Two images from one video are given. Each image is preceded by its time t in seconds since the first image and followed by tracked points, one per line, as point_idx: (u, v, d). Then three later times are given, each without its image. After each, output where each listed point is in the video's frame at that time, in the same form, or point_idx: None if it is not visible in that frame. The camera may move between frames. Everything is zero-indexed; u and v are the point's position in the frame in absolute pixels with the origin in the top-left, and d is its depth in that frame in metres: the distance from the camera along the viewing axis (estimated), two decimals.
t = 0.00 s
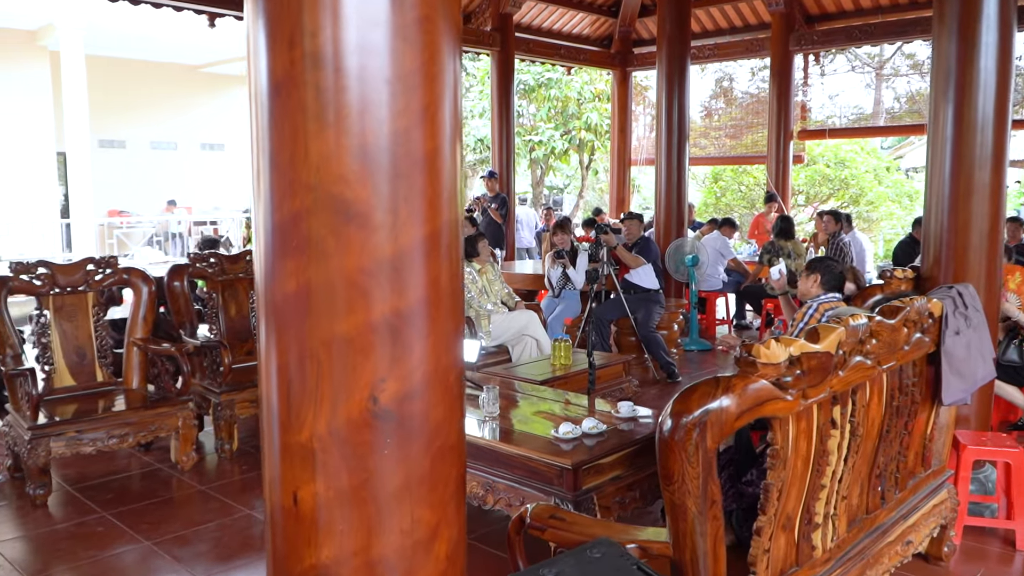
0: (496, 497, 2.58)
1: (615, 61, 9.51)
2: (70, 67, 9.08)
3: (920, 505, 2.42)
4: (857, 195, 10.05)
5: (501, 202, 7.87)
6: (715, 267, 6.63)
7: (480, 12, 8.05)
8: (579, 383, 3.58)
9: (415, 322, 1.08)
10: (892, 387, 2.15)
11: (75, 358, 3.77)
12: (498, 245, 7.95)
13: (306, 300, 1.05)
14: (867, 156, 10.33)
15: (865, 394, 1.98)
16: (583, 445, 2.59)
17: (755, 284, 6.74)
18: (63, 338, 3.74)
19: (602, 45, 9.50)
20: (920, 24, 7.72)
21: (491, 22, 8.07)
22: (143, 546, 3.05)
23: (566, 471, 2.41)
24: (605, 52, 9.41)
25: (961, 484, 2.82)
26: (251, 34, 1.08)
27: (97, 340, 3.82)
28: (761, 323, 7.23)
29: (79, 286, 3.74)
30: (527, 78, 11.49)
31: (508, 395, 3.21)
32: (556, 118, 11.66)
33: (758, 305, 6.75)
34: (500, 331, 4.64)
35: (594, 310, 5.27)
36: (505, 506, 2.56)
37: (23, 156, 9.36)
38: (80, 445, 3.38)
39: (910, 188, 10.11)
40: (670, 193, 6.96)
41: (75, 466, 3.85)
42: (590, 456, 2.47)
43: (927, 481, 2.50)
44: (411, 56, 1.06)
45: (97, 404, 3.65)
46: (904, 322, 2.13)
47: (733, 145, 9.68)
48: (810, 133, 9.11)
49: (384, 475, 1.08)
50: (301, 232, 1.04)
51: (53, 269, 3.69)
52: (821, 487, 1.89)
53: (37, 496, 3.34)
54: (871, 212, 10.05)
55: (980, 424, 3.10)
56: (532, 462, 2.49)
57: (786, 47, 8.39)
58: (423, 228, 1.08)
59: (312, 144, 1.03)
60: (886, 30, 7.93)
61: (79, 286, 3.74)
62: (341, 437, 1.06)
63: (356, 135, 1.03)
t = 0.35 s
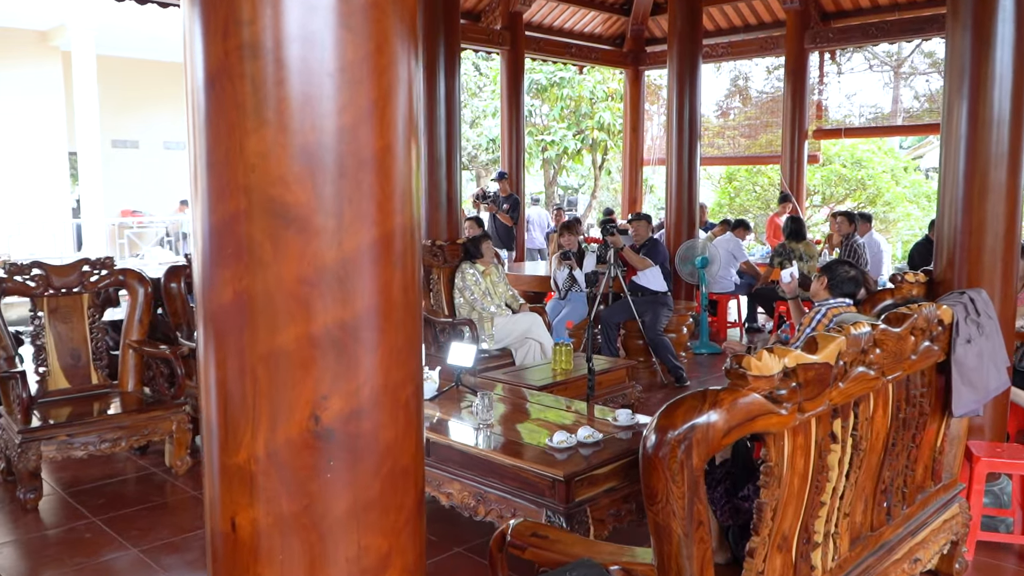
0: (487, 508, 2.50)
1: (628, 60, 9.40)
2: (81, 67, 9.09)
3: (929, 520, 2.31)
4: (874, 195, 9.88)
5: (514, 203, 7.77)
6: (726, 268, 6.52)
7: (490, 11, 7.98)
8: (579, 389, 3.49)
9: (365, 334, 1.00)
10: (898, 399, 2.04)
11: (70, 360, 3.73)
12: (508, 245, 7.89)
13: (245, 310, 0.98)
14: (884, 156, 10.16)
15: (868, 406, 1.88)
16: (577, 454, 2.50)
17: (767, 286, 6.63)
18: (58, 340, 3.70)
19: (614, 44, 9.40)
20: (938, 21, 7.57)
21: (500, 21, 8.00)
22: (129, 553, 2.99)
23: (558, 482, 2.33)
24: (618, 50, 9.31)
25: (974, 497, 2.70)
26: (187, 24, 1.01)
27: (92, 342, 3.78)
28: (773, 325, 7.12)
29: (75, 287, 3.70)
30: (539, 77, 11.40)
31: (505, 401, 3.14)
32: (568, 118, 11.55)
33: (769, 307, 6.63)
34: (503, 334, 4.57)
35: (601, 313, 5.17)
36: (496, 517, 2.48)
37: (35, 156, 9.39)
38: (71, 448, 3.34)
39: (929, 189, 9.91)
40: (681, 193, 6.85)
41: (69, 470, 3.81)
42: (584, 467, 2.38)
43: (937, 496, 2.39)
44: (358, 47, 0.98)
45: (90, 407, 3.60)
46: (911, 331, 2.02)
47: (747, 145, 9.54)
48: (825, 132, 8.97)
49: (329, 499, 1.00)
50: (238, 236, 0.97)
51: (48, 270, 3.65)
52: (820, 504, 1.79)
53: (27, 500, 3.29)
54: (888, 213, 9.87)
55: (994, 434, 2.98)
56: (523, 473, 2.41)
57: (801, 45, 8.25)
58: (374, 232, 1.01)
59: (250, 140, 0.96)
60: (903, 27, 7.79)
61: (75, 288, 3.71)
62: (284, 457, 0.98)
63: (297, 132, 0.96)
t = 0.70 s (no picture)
0: (477, 525, 2.39)
1: (642, 59, 9.27)
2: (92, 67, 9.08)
3: (943, 545, 2.17)
4: (894, 196, 9.67)
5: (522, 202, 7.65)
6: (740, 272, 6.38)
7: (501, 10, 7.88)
8: (580, 398, 3.38)
9: (298, 358, 0.90)
10: (908, 417, 1.91)
11: (63, 366, 3.67)
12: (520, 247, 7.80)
13: (160, 333, 0.87)
14: (905, 155, 9.95)
15: (873, 426, 1.76)
16: (572, 469, 2.39)
17: (782, 289, 6.48)
18: (51, 345, 3.64)
19: (629, 43, 9.26)
20: (960, 18, 7.37)
21: (511, 19, 7.89)
22: (112, 566, 2.90)
23: (549, 501, 2.21)
24: (631, 49, 9.18)
25: (992, 517, 2.56)
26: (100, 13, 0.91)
27: (85, 347, 3.72)
28: (789, 329, 6.96)
29: (68, 291, 3.64)
30: (553, 76, 11.29)
31: (502, 411, 3.03)
32: (582, 117, 11.42)
33: (785, 311, 6.49)
34: (507, 339, 4.47)
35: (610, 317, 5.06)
36: (487, 535, 2.37)
37: (46, 156, 9.39)
38: (60, 456, 3.27)
39: (951, 189, 9.69)
40: (694, 194, 6.70)
41: (62, 478, 3.74)
42: (577, 484, 2.27)
43: (952, 517, 2.25)
44: (288, 38, 0.88)
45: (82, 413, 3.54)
46: (923, 346, 1.90)
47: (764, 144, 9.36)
48: (843, 131, 8.77)
49: (258, 542, 0.90)
50: (152, 250, 0.87)
51: (40, 274, 3.60)
52: (822, 532, 1.67)
53: (16, 509, 3.22)
54: (908, 215, 9.67)
55: (1016, 449, 2.83)
56: (514, 489, 2.30)
57: (818, 42, 8.06)
58: (308, 244, 0.91)
59: (164, 144, 0.85)
60: (924, 24, 7.60)
61: (67, 292, 3.65)
62: (203, 496, 0.88)
63: (219, 134, 0.86)
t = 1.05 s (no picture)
0: (468, 542, 2.30)
1: (659, 58, 9.15)
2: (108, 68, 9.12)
3: (960, 571, 2.03)
4: (918, 196, 9.46)
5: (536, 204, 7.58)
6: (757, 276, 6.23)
7: (515, 8, 7.79)
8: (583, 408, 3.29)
9: (216, 384, 0.81)
10: (921, 437, 1.79)
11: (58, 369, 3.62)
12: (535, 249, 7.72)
13: (57, 356, 0.78)
14: (929, 155, 9.72)
15: (882, 449, 1.63)
16: (567, 485, 2.28)
17: (801, 293, 6.32)
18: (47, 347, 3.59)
19: (646, 42, 9.13)
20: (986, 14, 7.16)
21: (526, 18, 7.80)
22: None
23: (540, 519, 2.11)
24: (649, 48, 9.05)
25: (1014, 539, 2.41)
26: None
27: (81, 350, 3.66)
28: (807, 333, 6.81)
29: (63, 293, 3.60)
30: (570, 75, 11.19)
31: (500, 421, 2.92)
32: (600, 117, 11.29)
33: (803, 316, 6.32)
34: (514, 345, 4.39)
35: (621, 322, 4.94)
36: (477, 552, 2.27)
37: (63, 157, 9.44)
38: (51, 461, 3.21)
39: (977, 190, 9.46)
40: (710, 195, 6.56)
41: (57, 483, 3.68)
42: (571, 502, 2.16)
43: (970, 541, 2.11)
44: (202, 28, 0.79)
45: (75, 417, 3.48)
46: (937, 361, 1.77)
47: (785, 144, 9.17)
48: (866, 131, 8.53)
49: None
50: (48, 264, 0.77)
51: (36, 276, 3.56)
52: (824, 563, 1.55)
53: (6, 515, 3.16)
54: (933, 216, 9.44)
55: None
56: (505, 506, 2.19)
57: (840, 40, 7.88)
58: (227, 258, 0.81)
59: (62, 145, 0.76)
60: (948, 20, 7.40)
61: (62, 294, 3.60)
62: (107, 539, 0.79)
63: (122, 134, 0.76)
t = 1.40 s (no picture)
0: (452, 558, 2.20)
1: (678, 56, 9.00)
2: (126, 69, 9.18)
3: None
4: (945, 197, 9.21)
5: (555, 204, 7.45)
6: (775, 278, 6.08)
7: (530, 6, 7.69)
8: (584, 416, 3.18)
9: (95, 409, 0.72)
10: (927, 458, 1.67)
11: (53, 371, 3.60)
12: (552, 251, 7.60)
13: None
14: (958, 155, 9.47)
15: (881, 471, 1.51)
16: (556, 499, 2.18)
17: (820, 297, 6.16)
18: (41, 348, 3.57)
19: (665, 40, 9.01)
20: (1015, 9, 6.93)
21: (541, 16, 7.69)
22: None
23: (525, 536, 2.01)
24: (667, 46, 8.92)
25: None
26: None
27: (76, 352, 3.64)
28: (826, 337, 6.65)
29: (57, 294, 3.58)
30: (589, 75, 11.06)
31: (494, 429, 2.83)
32: (619, 117, 11.15)
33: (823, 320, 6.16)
34: (519, 348, 4.31)
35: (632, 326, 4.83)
36: (462, 569, 2.18)
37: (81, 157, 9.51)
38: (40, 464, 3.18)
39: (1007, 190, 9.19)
40: (727, 196, 6.41)
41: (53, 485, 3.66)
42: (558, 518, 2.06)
43: (983, 566, 1.98)
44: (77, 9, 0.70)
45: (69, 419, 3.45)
46: (944, 376, 1.65)
47: (806, 143, 8.98)
48: (891, 130, 8.26)
49: None
50: None
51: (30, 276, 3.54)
52: None
53: None
54: (960, 217, 9.19)
55: None
56: (490, 522, 2.10)
57: (862, 37, 7.68)
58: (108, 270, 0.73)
59: None
60: (975, 16, 7.18)
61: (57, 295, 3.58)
62: None
63: None
